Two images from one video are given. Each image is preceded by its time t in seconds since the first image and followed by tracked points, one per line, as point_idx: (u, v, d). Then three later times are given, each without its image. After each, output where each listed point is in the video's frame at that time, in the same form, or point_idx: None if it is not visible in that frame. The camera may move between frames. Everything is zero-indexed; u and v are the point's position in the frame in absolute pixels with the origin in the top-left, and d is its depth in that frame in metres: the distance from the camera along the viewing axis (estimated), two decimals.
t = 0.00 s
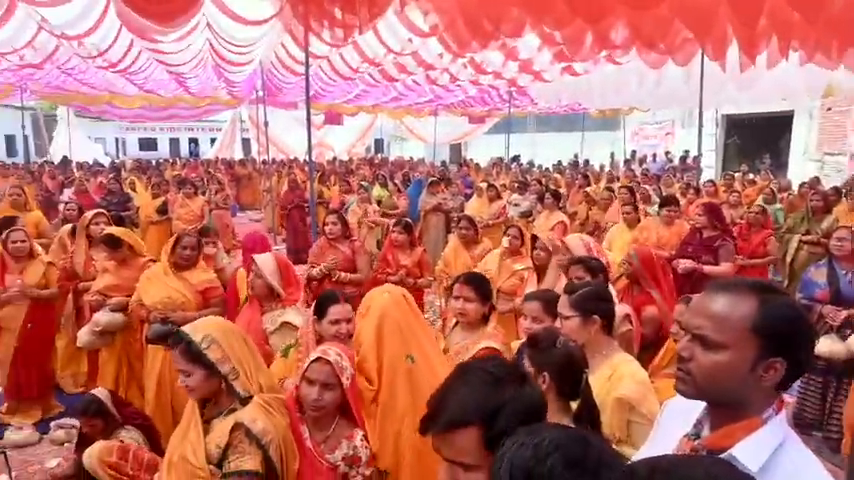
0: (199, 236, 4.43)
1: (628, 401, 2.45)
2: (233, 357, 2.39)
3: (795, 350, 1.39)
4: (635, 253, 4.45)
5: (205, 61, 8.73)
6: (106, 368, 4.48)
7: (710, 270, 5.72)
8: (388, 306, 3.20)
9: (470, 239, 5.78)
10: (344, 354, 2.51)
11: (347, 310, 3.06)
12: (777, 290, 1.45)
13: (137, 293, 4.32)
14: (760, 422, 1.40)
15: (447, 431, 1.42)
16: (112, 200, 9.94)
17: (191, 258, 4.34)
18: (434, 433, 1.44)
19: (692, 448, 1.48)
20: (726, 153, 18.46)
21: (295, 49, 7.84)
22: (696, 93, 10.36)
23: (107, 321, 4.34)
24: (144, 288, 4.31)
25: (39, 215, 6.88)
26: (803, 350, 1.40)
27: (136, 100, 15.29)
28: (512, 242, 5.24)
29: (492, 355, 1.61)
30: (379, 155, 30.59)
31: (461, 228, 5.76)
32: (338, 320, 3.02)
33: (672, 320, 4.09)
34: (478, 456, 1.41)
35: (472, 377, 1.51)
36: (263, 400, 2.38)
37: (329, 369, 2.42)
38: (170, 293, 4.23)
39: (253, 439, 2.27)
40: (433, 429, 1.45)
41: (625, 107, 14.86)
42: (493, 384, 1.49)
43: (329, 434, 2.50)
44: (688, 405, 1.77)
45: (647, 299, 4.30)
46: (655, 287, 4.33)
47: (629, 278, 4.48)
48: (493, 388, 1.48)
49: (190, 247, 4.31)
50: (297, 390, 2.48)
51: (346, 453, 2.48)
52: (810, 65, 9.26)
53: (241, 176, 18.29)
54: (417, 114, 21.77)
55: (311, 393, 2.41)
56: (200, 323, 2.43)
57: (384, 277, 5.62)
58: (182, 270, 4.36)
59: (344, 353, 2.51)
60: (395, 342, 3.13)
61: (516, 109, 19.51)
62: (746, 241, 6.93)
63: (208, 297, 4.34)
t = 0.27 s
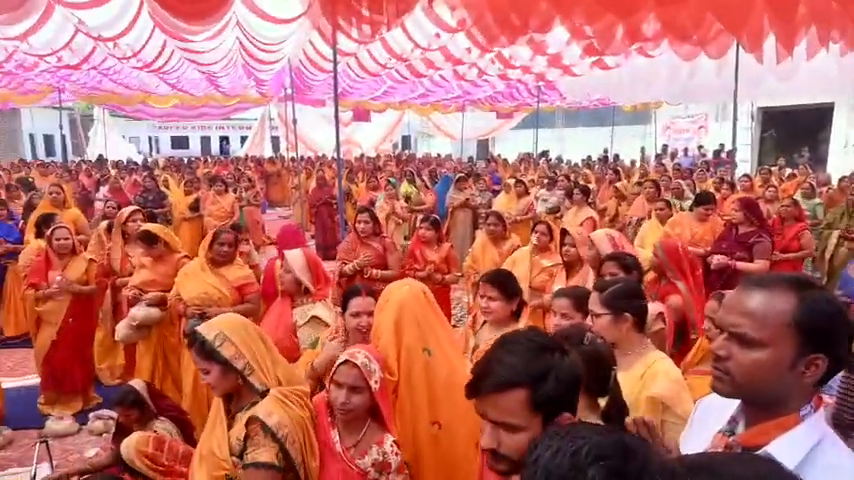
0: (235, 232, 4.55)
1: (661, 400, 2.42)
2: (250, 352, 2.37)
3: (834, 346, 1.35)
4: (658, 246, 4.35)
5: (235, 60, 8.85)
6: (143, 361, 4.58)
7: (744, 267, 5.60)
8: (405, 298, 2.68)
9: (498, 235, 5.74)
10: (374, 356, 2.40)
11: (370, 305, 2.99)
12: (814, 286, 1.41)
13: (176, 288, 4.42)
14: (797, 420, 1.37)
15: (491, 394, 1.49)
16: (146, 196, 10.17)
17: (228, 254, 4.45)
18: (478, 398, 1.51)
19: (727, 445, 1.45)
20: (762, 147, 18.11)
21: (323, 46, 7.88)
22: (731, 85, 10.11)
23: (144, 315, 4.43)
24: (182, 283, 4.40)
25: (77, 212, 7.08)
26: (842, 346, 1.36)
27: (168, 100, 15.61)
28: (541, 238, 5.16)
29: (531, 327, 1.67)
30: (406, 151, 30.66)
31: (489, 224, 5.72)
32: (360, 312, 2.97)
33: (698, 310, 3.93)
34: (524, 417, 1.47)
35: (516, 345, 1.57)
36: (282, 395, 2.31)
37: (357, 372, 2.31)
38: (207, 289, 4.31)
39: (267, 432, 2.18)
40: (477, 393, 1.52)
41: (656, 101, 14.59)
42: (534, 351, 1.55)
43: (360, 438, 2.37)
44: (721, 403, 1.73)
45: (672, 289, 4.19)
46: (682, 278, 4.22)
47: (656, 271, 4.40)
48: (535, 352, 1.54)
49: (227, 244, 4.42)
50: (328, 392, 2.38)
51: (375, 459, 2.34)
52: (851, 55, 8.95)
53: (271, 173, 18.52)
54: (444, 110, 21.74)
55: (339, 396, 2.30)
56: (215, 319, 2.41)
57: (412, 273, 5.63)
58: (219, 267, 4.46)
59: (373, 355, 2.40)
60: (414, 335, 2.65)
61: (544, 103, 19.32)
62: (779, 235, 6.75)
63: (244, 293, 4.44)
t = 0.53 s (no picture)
0: (264, 230, 4.59)
1: (691, 400, 2.36)
2: (250, 350, 2.45)
3: None
4: (679, 241, 4.25)
5: (260, 58, 8.94)
6: (172, 356, 4.65)
7: (776, 264, 5.48)
8: (436, 294, 2.52)
9: (522, 232, 5.71)
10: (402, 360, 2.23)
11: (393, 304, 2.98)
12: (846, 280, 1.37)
13: (207, 285, 4.49)
14: (831, 419, 1.33)
15: (541, 374, 1.59)
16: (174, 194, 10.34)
17: (257, 252, 4.50)
18: (527, 378, 1.60)
19: (760, 446, 1.42)
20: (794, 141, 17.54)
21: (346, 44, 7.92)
22: (762, 78, 9.87)
23: (173, 311, 4.47)
24: (213, 280, 4.46)
25: (107, 210, 7.23)
26: None
27: (194, 99, 15.84)
28: (563, 235, 5.11)
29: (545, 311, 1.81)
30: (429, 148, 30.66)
31: (513, 221, 5.68)
32: (383, 310, 2.97)
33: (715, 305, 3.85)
34: (572, 392, 1.60)
35: (547, 327, 1.70)
36: (288, 389, 2.35)
37: (382, 378, 2.16)
38: (237, 286, 4.36)
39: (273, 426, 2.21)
40: (527, 373, 1.61)
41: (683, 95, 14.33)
42: (571, 332, 1.70)
43: (392, 446, 2.23)
44: (751, 404, 1.70)
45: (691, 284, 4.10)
46: (701, 273, 4.12)
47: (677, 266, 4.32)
48: (573, 333, 1.69)
49: (257, 241, 4.46)
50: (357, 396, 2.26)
51: (407, 469, 2.18)
52: None
53: (295, 171, 18.69)
54: (467, 106, 21.68)
55: (365, 403, 2.18)
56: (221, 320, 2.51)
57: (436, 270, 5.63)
58: (249, 264, 4.52)
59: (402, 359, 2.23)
60: (445, 333, 2.48)
61: (568, 99, 19.12)
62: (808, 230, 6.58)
63: (273, 289, 4.50)
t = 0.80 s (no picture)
0: (287, 228, 4.61)
1: (715, 403, 2.33)
2: (255, 348, 2.55)
3: None
4: (695, 238, 4.21)
5: (280, 57, 9.00)
6: (194, 351, 4.72)
7: (800, 264, 5.38)
8: (453, 288, 2.56)
9: (542, 230, 5.67)
10: (428, 367, 2.22)
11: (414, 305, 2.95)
12: None
13: (231, 283, 4.53)
14: None
15: (572, 363, 1.57)
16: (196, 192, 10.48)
17: (280, 249, 4.51)
18: (558, 367, 1.57)
19: (788, 450, 1.40)
20: (821, 138, 17.12)
21: (366, 42, 7.93)
22: (788, 74, 9.67)
23: (196, 307, 4.55)
24: (237, 278, 4.52)
25: (131, 208, 7.34)
26: None
27: (216, 98, 16.02)
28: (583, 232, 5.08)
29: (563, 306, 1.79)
30: (447, 146, 30.62)
31: (532, 219, 5.65)
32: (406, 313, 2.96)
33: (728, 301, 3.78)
34: (599, 382, 1.59)
35: (573, 317, 1.69)
36: (293, 385, 2.47)
37: (407, 385, 2.16)
38: (260, 284, 4.41)
39: (279, 422, 2.33)
40: (557, 363, 1.58)
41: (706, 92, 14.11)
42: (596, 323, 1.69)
43: (419, 453, 2.23)
44: (779, 407, 1.66)
45: (707, 279, 4.04)
46: (718, 269, 4.06)
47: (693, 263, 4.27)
48: (598, 325, 1.69)
49: (278, 239, 4.48)
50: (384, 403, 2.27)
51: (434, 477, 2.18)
52: None
53: (314, 170, 18.81)
54: (485, 104, 21.61)
55: (391, 411, 2.18)
56: (228, 322, 2.62)
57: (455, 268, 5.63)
58: (271, 262, 4.55)
59: (428, 366, 2.21)
60: (467, 326, 2.53)
61: (588, 96, 18.94)
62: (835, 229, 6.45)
63: (295, 287, 4.53)
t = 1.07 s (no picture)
0: (310, 226, 4.64)
1: (740, 405, 2.28)
2: (268, 346, 2.56)
3: None
4: (714, 236, 4.17)
5: (302, 57, 9.07)
6: (218, 346, 4.78)
7: (829, 264, 5.28)
8: (488, 286, 2.68)
9: (563, 229, 5.62)
10: (447, 366, 2.22)
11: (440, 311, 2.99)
12: None
13: (255, 280, 4.59)
14: None
15: (599, 366, 1.54)
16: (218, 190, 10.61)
17: (303, 248, 4.54)
18: (585, 371, 1.54)
19: (821, 457, 1.37)
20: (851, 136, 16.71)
21: (387, 41, 7.95)
22: (817, 71, 9.45)
23: (219, 304, 4.60)
24: (261, 276, 4.56)
25: (155, 206, 7.45)
26: None
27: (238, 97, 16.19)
28: (608, 230, 5.05)
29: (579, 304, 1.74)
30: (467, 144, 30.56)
31: (554, 218, 5.61)
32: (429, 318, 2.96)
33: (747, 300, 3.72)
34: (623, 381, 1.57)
35: (593, 317, 1.64)
36: (306, 379, 2.45)
37: (427, 385, 2.16)
38: (283, 282, 4.45)
39: (290, 415, 2.31)
40: (584, 367, 1.54)
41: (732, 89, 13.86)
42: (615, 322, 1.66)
43: (440, 451, 2.22)
44: (812, 411, 1.70)
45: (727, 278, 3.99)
46: (737, 267, 4.01)
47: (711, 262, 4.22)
48: (617, 323, 1.66)
49: (302, 238, 4.51)
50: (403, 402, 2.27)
51: (454, 475, 2.16)
52: None
53: (334, 168, 18.90)
54: (506, 102, 21.51)
55: (411, 409, 2.19)
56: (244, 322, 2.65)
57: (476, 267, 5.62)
58: (294, 260, 4.58)
59: (447, 365, 2.22)
60: (501, 323, 2.66)
61: (610, 94, 18.74)
62: None
63: (318, 285, 4.56)
